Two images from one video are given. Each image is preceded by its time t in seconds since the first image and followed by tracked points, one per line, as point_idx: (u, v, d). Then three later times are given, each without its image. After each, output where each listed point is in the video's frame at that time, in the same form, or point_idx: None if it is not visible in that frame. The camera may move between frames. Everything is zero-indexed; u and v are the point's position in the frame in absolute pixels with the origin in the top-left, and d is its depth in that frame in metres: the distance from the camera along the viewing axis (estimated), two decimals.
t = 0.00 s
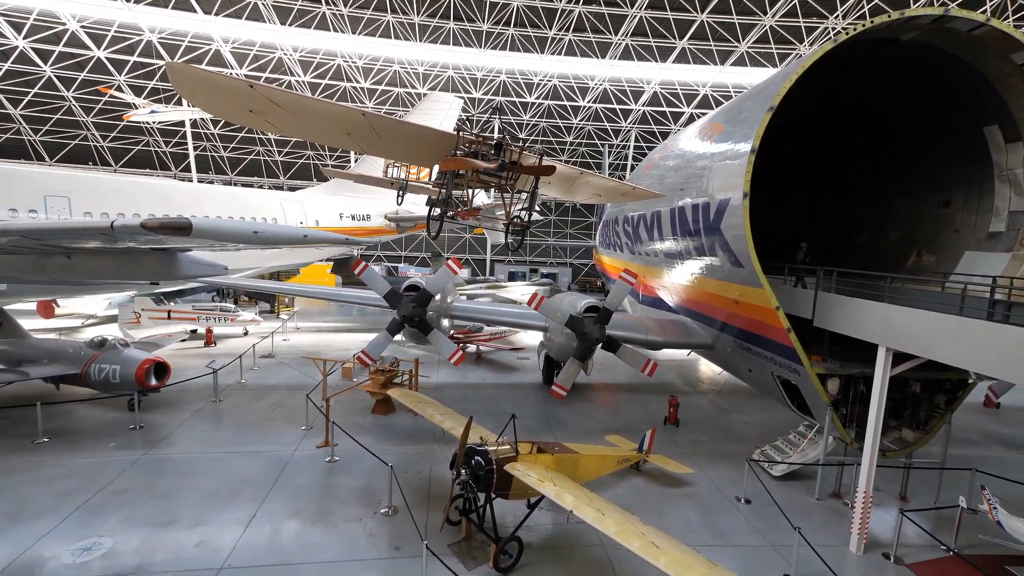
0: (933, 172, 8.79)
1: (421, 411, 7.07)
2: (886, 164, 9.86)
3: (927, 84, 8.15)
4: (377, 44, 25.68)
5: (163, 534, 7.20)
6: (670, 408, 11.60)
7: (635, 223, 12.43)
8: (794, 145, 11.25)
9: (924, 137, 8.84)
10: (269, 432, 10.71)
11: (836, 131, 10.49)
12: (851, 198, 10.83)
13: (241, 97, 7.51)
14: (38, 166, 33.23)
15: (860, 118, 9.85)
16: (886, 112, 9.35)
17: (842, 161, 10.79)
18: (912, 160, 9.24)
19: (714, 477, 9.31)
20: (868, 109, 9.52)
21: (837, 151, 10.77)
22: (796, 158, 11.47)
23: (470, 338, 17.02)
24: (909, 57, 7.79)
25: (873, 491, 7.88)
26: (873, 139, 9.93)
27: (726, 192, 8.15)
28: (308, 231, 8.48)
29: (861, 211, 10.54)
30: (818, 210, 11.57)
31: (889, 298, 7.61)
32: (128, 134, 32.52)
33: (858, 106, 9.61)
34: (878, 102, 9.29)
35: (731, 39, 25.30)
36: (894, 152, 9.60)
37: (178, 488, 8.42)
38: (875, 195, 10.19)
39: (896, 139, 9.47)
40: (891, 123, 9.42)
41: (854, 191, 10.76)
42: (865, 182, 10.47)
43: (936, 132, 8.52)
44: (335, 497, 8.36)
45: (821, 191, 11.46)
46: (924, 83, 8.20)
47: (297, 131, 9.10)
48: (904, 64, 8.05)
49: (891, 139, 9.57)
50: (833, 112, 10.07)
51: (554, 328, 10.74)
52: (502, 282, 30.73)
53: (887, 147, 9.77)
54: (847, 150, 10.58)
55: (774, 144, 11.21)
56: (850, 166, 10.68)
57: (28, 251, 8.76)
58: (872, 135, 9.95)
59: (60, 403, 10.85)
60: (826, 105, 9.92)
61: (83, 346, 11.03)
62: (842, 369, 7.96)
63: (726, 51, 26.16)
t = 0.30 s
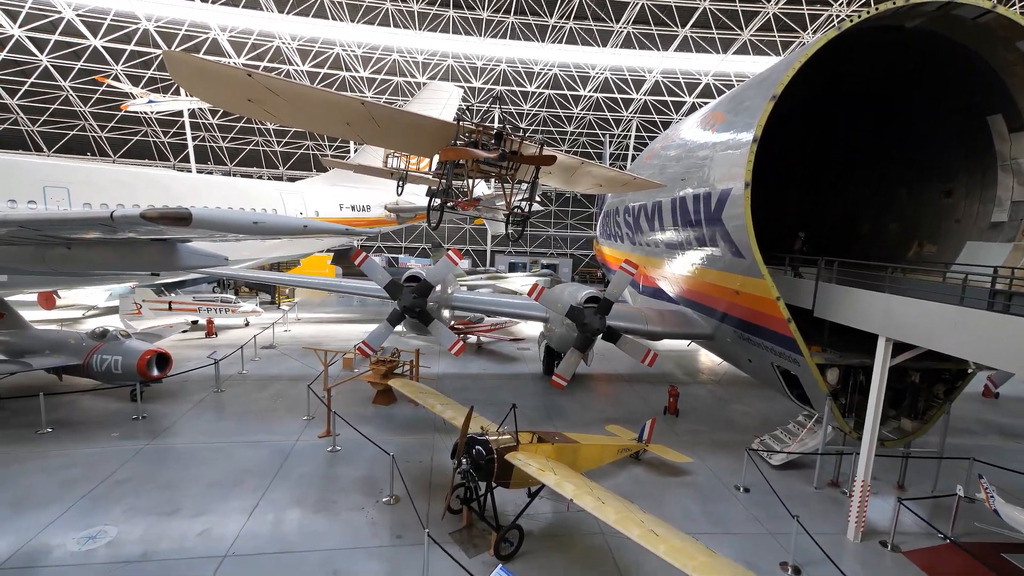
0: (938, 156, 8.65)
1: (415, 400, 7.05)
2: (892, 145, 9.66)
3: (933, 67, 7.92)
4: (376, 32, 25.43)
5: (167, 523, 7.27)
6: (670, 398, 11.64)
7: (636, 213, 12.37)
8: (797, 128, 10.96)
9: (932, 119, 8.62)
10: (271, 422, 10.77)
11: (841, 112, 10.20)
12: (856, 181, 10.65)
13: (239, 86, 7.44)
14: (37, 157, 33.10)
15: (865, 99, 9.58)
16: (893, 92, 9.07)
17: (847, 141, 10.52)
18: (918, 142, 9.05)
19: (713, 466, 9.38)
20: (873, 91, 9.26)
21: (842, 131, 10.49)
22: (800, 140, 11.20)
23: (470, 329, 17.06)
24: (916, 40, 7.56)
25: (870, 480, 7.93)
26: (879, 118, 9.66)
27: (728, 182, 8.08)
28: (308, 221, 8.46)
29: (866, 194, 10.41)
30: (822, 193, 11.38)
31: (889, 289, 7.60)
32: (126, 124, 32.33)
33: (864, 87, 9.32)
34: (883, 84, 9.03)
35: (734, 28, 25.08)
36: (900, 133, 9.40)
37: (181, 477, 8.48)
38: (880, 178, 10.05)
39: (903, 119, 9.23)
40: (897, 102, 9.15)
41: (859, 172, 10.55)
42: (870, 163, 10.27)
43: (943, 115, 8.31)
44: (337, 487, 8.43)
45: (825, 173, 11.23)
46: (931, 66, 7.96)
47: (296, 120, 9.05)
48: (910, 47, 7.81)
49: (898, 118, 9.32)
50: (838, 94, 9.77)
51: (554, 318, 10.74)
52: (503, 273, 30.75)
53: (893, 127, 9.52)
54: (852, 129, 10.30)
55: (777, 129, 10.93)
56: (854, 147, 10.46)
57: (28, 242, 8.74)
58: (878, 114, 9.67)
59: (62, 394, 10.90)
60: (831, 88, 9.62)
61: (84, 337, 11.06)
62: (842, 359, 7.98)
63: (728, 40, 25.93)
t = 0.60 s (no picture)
0: (942, 149, 8.57)
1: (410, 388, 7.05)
2: (895, 136, 9.56)
3: (938, 59, 7.80)
4: (377, 22, 25.24)
5: (167, 512, 7.31)
6: (669, 392, 11.68)
7: (637, 207, 12.35)
8: (800, 120, 10.83)
9: (936, 111, 8.51)
10: (271, 413, 10.80)
11: (845, 103, 10.06)
12: (858, 173, 10.58)
13: (238, 76, 7.38)
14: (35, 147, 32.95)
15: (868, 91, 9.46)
16: (897, 83, 8.95)
17: (851, 133, 10.40)
18: (923, 134, 8.94)
19: (711, 460, 9.43)
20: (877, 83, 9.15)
21: (846, 123, 10.37)
22: (803, 131, 11.07)
23: (470, 322, 17.11)
24: (921, 32, 7.47)
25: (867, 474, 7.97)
26: (883, 110, 9.55)
27: (729, 176, 8.08)
28: (308, 213, 8.40)
29: (868, 188, 10.36)
30: (824, 185, 11.28)
31: (889, 284, 7.61)
32: (125, 114, 32.14)
33: (868, 78, 9.19)
34: (887, 76, 8.92)
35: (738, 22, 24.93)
36: (903, 125, 9.29)
37: (182, 467, 8.53)
38: (884, 170, 9.95)
39: (908, 110, 9.10)
40: (901, 94, 9.04)
41: (863, 164, 10.45)
42: (874, 155, 10.18)
43: (948, 107, 8.22)
44: (337, 477, 8.47)
45: (828, 165, 11.16)
46: (935, 58, 7.85)
47: (298, 111, 9.01)
48: (915, 39, 7.71)
49: (902, 110, 9.21)
50: (841, 86, 9.65)
51: (554, 312, 10.74)
52: (503, 266, 30.74)
53: (897, 119, 9.41)
54: (857, 120, 10.18)
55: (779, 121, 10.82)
56: (858, 138, 10.34)
57: (27, 232, 8.71)
58: (882, 107, 9.57)
59: (62, 384, 10.92)
60: (833, 80, 9.52)
61: (84, 328, 11.05)
62: (840, 354, 7.99)
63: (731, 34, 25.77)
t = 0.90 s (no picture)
0: (947, 137, 8.50)
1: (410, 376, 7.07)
2: (902, 123, 9.42)
3: (946, 46, 7.70)
4: (376, 7, 24.93)
5: (171, 497, 7.41)
6: (669, 381, 11.73)
7: (638, 196, 12.31)
8: (806, 105, 10.60)
9: (943, 98, 8.38)
10: (273, 400, 10.89)
11: (851, 89, 9.85)
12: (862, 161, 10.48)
13: (236, 61, 7.31)
14: (34, 133, 32.80)
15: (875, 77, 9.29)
16: (905, 69, 8.77)
17: (858, 119, 10.20)
18: (930, 121, 8.81)
19: (709, 448, 9.50)
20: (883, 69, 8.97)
21: (852, 109, 10.16)
22: (809, 116, 10.86)
23: (471, 311, 17.14)
24: (929, 18, 7.34)
25: (865, 463, 8.02)
26: (890, 96, 9.41)
27: (732, 164, 8.02)
28: (308, 200, 8.36)
29: (871, 176, 10.28)
30: (828, 172, 11.13)
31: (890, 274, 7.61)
32: (123, 101, 31.92)
33: (875, 64, 8.99)
34: (893, 63, 8.76)
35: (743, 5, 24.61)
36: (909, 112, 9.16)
37: (185, 453, 8.61)
38: (888, 159, 9.86)
39: (914, 96, 8.94)
40: (909, 80, 8.87)
41: (869, 151, 10.29)
42: (880, 142, 10.03)
43: (955, 94, 8.11)
44: (338, 464, 8.55)
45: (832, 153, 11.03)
46: (944, 43, 7.70)
47: (297, 97, 8.95)
48: (923, 25, 7.56)
49: (909, 96, 9.04)
50: (847, 72, 9.48)
51: (555, 301, 10.74)
52: (504, 255, 30.73)
53: (904, 106, 9.25)
54: (863, 106, 9.97)
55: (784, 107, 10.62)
56: (864, 125, 10.17)
57: (27, 218, 8.70)
58: (888, 93, 9.42)
59: (65, 370, 11.00)
60: (840, 65, 9.32)
61: (86, 315, 11.10)
62: (840, 344, 8.00)
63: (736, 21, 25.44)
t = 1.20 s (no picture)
0: (949, 125, 8.44)
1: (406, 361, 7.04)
2: (904, 108, 9.25)
3: (949, 32, 7.60)
4: None
5: (175, 486, 7.48)
6: (668, 369, 11.80)
7: (638, 184, 12.26)
8: (808, 87, 10.24)
9: (945, 85, 8.30)
10: (274, 390, 10.93)
11: (852, 76, 9.71)
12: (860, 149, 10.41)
13: (231, 49, 7.22)
14: (29, 124, 32.50)
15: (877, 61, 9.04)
16: (908, 51, 8.52)
17: (862, 99, 9.88)
18: (931, 108, 8.74)
19: (708, 435, 9.57)
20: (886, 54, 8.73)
21: (855, 90, 9.85)
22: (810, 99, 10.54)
23: (471, 301, 17.17)
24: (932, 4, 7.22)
25: (863, 449, 8.09)
26: (890, 84, 9.29)
27: (732, 152, 7.98)
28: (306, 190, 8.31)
29: (870, 164, 10.22)
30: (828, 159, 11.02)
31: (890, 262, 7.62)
32: (119, 90, 31.58)
33: (878, 48, 8.77)
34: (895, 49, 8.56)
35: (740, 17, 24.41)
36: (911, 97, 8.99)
37: (187, 442, 8.67)
38: (888, 146, 9.80)
39: (916, 81, 8.78)
40: (912, 63, 8.64)
41: (871, 134, 10.07)
42: (883, 126, 9.82)
43: (957, 81, 8.04)
44: (340, 453, 8.61)
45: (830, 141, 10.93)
46: (948, 29, 7.58)
47: (293, 86, 8.86)
48: (927, 13, 7.45)
49: (910, 80, 8.85)
50: (849, 56, 9.19)
51: (554, 290, 10.72)
52: (503, 245, 30.72)
53: (906, 89, 9.04)
54: (862, 94, 9.86)
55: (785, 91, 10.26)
56: (867, 107, 9.90)
57: (24, 209, 8.65)
58: (889, 80, 9.31)
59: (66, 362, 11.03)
60: (843, 49, 9.01)
61: (86, 307, 11.10)
62: (840, 332, 8.02)
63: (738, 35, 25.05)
